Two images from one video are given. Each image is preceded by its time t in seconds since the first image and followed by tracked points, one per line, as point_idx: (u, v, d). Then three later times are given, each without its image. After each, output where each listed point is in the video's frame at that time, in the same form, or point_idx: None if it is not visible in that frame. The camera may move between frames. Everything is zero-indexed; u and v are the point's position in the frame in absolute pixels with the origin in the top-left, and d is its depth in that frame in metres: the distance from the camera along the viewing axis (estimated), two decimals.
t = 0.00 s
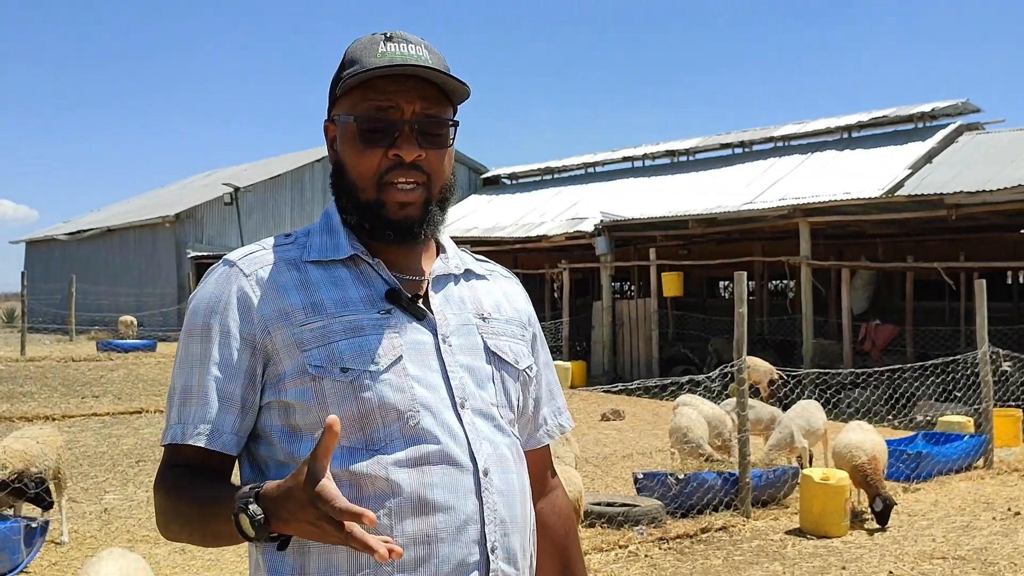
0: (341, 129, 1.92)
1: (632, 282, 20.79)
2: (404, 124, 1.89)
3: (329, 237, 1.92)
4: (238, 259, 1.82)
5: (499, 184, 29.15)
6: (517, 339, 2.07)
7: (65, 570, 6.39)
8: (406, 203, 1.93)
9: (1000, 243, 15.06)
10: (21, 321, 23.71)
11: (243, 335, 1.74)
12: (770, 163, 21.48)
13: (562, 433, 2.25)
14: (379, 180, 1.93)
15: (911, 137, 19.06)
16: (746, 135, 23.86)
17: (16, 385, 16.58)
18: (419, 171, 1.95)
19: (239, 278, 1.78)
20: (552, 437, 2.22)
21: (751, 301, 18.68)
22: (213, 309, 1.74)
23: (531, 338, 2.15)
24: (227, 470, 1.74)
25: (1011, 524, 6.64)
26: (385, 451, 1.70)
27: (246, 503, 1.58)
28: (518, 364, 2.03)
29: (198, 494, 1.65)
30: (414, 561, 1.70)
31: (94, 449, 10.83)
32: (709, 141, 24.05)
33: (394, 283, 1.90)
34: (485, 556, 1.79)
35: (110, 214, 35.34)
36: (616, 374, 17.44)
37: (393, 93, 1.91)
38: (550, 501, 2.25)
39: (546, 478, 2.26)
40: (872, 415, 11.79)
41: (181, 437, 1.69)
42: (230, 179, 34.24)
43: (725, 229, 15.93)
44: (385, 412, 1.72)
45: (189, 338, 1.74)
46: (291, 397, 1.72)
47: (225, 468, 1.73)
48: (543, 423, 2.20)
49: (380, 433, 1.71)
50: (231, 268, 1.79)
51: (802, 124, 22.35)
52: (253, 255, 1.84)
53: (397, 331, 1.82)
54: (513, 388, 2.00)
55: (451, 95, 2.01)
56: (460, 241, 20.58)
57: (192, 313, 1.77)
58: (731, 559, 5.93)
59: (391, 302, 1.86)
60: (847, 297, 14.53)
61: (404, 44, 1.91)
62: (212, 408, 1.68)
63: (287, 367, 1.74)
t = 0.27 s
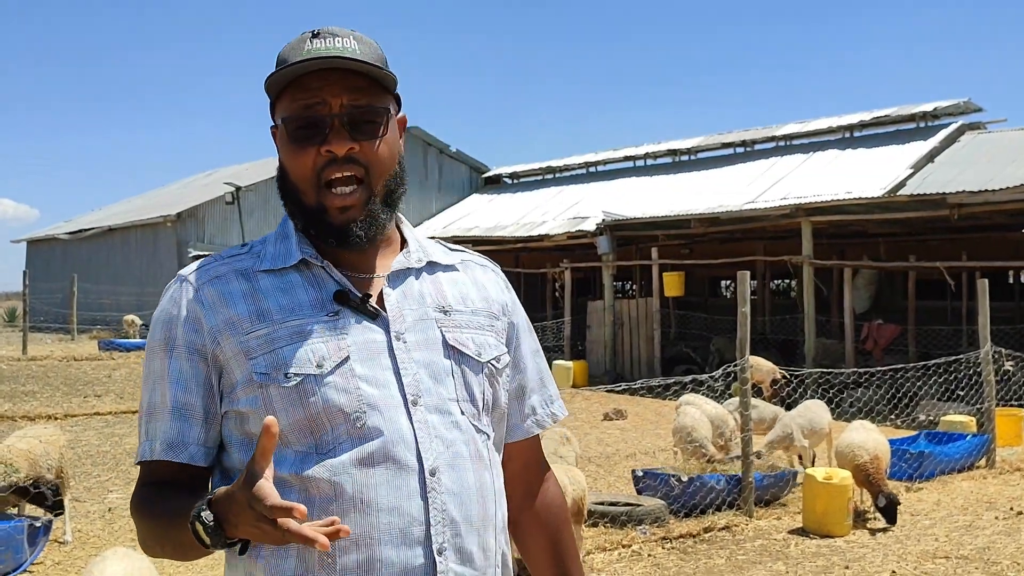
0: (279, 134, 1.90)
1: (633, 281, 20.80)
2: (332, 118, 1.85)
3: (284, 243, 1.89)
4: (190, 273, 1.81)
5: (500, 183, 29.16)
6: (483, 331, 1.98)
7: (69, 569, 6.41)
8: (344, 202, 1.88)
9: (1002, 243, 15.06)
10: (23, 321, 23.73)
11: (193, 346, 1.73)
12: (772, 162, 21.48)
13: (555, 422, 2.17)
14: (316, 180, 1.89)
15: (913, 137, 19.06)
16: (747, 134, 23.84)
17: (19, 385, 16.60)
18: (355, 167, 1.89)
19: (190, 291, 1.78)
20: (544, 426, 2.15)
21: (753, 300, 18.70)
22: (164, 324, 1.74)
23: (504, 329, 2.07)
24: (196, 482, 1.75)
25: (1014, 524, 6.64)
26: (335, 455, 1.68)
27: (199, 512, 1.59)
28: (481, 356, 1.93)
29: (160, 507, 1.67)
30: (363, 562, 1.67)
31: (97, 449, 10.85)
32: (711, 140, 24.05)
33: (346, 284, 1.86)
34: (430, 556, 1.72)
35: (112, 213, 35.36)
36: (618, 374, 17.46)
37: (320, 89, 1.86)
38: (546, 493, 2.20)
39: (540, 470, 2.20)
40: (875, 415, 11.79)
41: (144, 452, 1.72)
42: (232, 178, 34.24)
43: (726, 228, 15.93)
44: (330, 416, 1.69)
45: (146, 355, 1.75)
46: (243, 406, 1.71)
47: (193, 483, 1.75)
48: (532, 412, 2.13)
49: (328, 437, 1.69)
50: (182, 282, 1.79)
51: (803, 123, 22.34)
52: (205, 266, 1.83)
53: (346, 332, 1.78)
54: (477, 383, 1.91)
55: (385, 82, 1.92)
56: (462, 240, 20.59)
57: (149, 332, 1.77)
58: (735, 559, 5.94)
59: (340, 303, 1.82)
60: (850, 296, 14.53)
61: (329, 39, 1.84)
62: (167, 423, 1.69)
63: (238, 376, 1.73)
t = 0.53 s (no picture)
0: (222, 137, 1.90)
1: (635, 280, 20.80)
2: (268, 124, 1.85)
3: (228, 244, 1.89)
4: (136, 279, 1.82)
5: (502, 183, 29.16)
6: (432, 331, 1.92)
7: (71, 568, 6.40)
8: (282, 201, 1.87)
9: (1004, 242, 15.05)
10: (25, 320, 23.75)
11: (137, 354, 1.75)
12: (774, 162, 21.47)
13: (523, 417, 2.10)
14: (257, 184, 1.90)
15: (915, 136, 19.04)
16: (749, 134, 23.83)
17: (21, 384, 16.62)
18: (293, 168, 1.88)
19: (133, 297, 1.79)
20: (505, 425, 2.08)
21: (755, 300, 18.70)
22: (112, 331, 1.77)
23: (459, 326, 2.01)
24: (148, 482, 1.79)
25: (1016, 523, 6.64)
26: (268, 462, 1.67)
27: (117, 522, 1.65)
28: (426, 358, 1.87)
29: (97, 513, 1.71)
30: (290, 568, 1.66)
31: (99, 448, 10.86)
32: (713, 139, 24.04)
33: (288, 287, 1.83)
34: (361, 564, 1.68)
35: (114, 213, 35.37)
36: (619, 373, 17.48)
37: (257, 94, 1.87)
38: (511, 491, 2.14)
39: (507, 466, 2.14)
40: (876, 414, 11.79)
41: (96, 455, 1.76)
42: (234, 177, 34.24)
43: (729, 228, 15.92)
44: (262, 422, 1.68)
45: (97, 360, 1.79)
46: (185, 411, 1.73)
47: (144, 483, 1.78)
48: (493, 410, 2.06)
49: (262, 443, 1.68)
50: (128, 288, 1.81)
51: (805, 122, 22.32)
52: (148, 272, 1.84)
53: (283, 337, 1.76)
54: (421, 386, 1.85)
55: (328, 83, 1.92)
56: (464, 240, 20.60)
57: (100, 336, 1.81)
58: (737, 558, 5.95)
59: (279, 307, 1.79)
60: (852, 295, 14.52)
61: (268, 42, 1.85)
62: (113, 429, 1.73)
63: (180, 380, 1.74)
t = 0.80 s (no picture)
0: (178, 140, 1.84)
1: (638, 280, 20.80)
2: (239, 127, 1.80)
3: (173, 247, 1.84)
4: (80, 288, 1.77)
5: (505, 182, 29.16)
6: (383, 326, 1.89)
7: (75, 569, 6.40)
8: (259, 203, 1.83)
9: (1008, 242, 15.02)
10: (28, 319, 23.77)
11: (85, 364, 1.71)
12: (777, 161, 21.45)
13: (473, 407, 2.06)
14: (225, 187, 1.84)
15: (918, 135, 19.02)
16: (752, 133, 23.81)
17: (24, 384, 16.64)
18: (265, 170, 1.85)
19: (79, 307, 1.75)
20: (456, 416, 2.04)
21: (758, 299, 18.70)
22: (58, 343, 1.73)
23: (410, 319, 1.97)
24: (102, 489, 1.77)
25: (1020, 522, 6.63)
26: (224, 465, 1.66)
27: (69, 535, 1.64)
28: (377, 353, 1.85)
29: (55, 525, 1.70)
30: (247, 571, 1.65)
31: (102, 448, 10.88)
32: (716, 138, 24.03)
33: (236, 292, 1.80)
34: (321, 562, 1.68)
35: (118, 212, 35.42)
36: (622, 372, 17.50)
37: (223, 98, 1.83)
38: (461, 481, 2.09)
39: (456, 455, 2.09)
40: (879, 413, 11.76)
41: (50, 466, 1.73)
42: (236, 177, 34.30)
43: (731, 227, 15.90)
44: (216, 426, 1.66)
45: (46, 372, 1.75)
46: (138, 419, 1.70)
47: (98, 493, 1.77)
48: (445, 400, 2.02)
49: (217, 447, 1.67)
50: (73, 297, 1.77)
51: (807, 121, 22.30)
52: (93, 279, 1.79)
53: (232, 342, 1.73)
54: (373, 382, 1.82)
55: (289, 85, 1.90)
56: (466, 239, 20.60)
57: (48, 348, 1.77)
58: (741, 558, 5.94)
59: (227, 311, 1.76)
60: (855, 295, 14.51)
61: (229, 41, 1.80)
62: (68, 441, 1.70)
63: (131, 389, 1.71)
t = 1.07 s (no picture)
0: (142, 149, 1.75)
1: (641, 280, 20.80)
2: (212, 139, 1.74)
3: (140, 254, 1.76)
4: (42, 301, 1.67)
5: (507, 182, 29.16)
6: (355, 318, 1.87)
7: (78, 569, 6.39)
8: (233, 213, 1.78)
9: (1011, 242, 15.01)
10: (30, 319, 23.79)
11: (55, 379, 1.61)
12: (779, 160, 21.42)
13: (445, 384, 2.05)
14: (198, 198, 1.77)
15: (921, 135, 19.00)
16: (754, 132, 23.79)
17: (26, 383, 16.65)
18: (238, 180, 1.80)
19: (43, 322, 1.64)
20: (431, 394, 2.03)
21: (761, 299, 18.69)
22: (24, 359, 1.63)
23: (379, 307, 1.95)
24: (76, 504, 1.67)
25: None
26: (209, 471, 1.60)
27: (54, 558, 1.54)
28: (352, 346, 1.82)
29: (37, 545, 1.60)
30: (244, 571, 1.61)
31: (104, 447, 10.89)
32: (718, 138, 24.02)
33: (208, 297, 1.74)
34: (314, 558, 1.65)
35: (120, 212, 35.47)
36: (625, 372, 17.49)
37: (187, 107, 1.75)
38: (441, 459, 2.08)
39: (431, 435, 2.07)
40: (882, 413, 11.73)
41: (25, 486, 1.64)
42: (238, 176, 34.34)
43: (734, 227, 15.91)
44: (199, 432, 1.61)
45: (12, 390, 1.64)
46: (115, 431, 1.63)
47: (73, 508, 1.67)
48: (418, 380, 2.01)
49: (200, 455, 1.61)
50: (35, 311, 1.66)
51: (810, 121, 22.27)
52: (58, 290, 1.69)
53: (208, 348, 1.67)
54: (350, 374, 1.80)
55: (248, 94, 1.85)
56: (468, 239, 20.59)
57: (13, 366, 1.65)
58: (744, 558, 5.93)
59: (200, 315, 1.70)
60: (858, 294, 14.51)
61: (190, 48, 1.73)
62: (43, 459, 1.60)
63: (106, 401, 1.63)
